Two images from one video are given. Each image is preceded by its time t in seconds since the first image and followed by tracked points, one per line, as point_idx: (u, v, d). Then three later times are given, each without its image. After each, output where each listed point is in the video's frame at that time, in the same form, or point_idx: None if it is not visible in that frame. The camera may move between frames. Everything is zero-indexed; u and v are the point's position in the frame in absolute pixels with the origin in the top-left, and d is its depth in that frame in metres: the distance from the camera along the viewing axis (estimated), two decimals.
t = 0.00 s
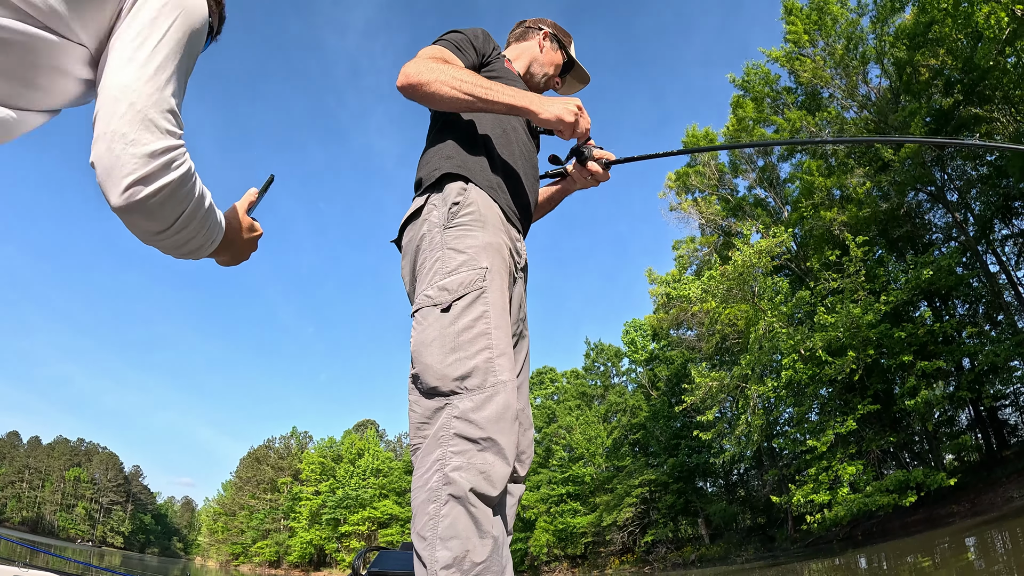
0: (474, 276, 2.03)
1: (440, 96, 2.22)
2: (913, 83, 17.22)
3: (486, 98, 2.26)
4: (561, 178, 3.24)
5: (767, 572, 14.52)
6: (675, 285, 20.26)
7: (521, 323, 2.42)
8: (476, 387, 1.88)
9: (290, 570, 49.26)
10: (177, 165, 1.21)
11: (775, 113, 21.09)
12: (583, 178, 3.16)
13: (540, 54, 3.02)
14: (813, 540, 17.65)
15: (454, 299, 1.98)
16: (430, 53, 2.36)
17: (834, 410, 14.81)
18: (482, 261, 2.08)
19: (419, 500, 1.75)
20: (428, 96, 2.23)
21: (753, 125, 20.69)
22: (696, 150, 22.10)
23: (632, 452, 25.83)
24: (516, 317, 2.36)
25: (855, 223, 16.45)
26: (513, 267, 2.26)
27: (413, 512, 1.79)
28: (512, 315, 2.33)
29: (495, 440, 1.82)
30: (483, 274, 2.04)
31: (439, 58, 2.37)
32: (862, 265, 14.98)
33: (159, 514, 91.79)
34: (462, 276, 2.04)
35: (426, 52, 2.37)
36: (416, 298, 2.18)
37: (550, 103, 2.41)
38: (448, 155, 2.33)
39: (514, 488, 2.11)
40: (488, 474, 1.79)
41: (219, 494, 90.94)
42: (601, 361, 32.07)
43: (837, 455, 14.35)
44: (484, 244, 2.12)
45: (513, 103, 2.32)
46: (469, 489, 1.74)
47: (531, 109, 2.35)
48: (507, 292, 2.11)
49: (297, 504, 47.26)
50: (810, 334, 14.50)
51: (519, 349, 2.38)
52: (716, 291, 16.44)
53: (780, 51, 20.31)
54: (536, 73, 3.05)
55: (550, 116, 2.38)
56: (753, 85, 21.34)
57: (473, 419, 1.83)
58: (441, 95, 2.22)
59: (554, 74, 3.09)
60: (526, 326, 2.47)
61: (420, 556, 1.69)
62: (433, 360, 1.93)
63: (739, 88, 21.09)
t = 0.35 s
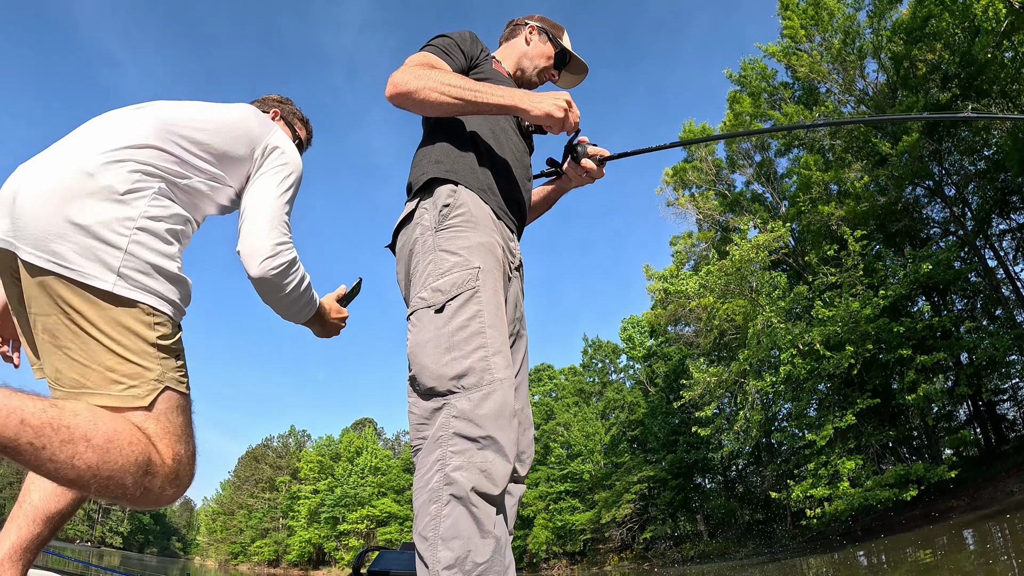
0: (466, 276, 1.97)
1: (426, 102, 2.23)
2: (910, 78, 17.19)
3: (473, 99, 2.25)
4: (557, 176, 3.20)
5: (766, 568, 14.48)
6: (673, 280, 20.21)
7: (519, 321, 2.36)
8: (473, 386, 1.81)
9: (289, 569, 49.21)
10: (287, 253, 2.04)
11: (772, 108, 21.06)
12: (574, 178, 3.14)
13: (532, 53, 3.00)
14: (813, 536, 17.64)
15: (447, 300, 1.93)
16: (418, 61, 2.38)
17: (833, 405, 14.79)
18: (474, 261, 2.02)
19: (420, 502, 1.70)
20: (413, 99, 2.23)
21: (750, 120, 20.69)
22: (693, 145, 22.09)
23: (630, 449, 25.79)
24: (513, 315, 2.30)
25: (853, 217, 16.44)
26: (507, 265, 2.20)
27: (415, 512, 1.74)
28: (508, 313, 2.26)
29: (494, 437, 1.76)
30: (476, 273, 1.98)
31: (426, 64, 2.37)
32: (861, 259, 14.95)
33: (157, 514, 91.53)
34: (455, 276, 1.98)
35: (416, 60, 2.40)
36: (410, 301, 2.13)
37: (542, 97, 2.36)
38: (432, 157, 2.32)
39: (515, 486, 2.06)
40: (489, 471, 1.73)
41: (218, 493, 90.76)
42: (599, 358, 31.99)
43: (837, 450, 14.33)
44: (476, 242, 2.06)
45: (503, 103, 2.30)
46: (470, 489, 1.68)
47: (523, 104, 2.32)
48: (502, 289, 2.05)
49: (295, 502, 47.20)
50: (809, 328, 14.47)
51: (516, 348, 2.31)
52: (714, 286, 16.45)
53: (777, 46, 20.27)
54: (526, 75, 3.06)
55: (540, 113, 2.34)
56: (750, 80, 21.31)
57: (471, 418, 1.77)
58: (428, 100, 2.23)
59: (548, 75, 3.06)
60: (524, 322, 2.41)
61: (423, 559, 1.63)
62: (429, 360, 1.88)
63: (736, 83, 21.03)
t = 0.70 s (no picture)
0: (464, 281, 1.94)
1: (419, 110, 2.19)
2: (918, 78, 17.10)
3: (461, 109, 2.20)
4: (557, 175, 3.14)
5: (768, 568, 14.43)
6: (677, 280, 20.17)
7: (526, 326, 2.31)
8: (471, 388, 1.78)
9: (290, 565, 49.30)
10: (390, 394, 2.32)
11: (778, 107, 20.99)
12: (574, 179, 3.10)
13: (519, 55, 2.98)
14: (815, 537, 17.58)
15: (445, 304, 1.90)
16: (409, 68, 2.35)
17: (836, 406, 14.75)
18: (472, 265, 1.99)
19: (420, 502, 1.68)
20: (404, 108, 2.20)
21: (756, 119, 20.73)
22: (699, 144, 22.08)
23: (633, 448, 25.73)
24: (517, 319, 2.26)
25: (858, 217, 16.39)
26: (509, 269, 2.17)
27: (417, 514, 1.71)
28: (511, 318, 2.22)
29: (495, 437, 1.73)
30: (473, 276, 1.95)
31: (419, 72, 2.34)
32: (866, 259, 14.88)
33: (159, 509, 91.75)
34: (452, 281, 1.95)
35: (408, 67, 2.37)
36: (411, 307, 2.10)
37: (533, 112, 2.31)
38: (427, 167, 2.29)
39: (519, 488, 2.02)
40: (491, 471, 1.70)
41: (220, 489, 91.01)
42: (602, 357, 31.92)
43: (840, 451, 14.27)
44: (474, 247, 2.03)
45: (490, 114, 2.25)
46: (469, 490, 1.65)
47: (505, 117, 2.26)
48: (501, 293, 2.01)
49: (297, 499, 47.32)
50: (813, 329, 14.42)
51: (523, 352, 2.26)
52: (718, 285, 16.45)
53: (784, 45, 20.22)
54: (520, 79, 3.01)
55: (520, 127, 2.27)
56: (756, 80, 21.25)
57: (470, 419, 1.74)
58: (417, 105, 2.19)
59: (544, 74, 3.01)
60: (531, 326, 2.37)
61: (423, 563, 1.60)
62: (428, 364, 1.86)
63: (742, 82, 20.99)
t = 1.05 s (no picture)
0: (440, 302, 1.90)
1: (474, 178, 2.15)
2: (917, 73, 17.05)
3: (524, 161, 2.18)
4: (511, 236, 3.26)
5: (768, 565, 14.41)
6: (676, 276, 20.13)
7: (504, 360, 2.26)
8: (454, 394, 1.73)
9: (290, 564, 49.31)
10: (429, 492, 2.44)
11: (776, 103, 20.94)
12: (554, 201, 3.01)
13: (480, 93, 2.92)
14: (815, 534, 17.57)
15: (423, 328, 1.85)
16: (431, 134, 2.29)
17: (836, 402, 14.71)
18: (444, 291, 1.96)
19: (418, 511, 1.61)
20: (457, 177, 2.14)
21: (754, 115, 20.54)
22: (697, 139, 22.05)
23: (632, 445, 25.71)
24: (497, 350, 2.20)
25: (858, 212, 16.37)
26: (481, 298, 2.14)
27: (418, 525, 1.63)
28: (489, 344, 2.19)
29: (483, 431, 1.69)
30: (446, 296, 1.92)
31: (456, 145, 2.25)
32: (866, 254, 14.84)
33: (159, 508, 91.76)
34: (428, 305, 1.91)
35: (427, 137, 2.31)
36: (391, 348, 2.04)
37: (589, 129, 2.24)
38: (402, 226, 2.23)
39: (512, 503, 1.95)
40: (484, 464, 1.65)
41: (219, 488, 90.99)
42: (601, 354, 31.88)
43: (841, 447, 14.24)
44: (444, 275, 2.01)
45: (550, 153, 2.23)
46: (466, 481, 1.60)
47: (569, 140, 2.21)
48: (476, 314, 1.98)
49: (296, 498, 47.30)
50: (813, 324, 14.39)
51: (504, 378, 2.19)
52: (717, 281, 16.41)
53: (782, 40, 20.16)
54: (489, 115, 2.95)
55: (588, 146, 2.22)
56: (754, 75, 21.19)
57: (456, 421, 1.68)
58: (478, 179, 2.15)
59: (506, 102, 2.91)
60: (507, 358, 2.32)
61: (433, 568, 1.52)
62: (415, 381, 1.80)
63: (740, 77, 20.90)
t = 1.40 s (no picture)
0: (399, 321, 2.01)
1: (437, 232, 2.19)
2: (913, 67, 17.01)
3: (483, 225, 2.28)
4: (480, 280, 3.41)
5: (768, 560, 14.36)
6: (673, 272, 20.09)
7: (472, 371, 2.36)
8: (401, 406, 1.86)
9: (288, 564, 49.10)
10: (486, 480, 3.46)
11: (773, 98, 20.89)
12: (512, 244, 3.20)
13: (443, 124, 2.89)
14: (814, 529, 17.55)
15: (382, 344, 1.97)
16: (404, 175, 2.32)
17: (835, 396, 14.70)
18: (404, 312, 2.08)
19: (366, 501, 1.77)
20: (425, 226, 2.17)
21: (750, 110, 20.51)
22: (693, 135, 22.03)
23: (631, 442, 25.67)
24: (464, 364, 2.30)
25: (855, 206, 16.36)
26: (448, 313, 2.23)
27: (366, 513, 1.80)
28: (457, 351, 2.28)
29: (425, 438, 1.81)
30: (403, 315, 2.03)
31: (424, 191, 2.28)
32: (864, 249, 14.82)
33: (157, 508, 91.51)
34: (388, 323, 2.02)
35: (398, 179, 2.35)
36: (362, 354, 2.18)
37: (535, 204, 2.43)
38: (373, 251, 2.31)
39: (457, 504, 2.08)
40: (424, 467, 1.78)
41: (217, 488, 90.77)
42: (599, 351, 31.81)
43: (839, 442, 14.21)
44: (408, 294, 2.12)
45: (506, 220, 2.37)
46: (403, 482, 1.74)
47: (520, 209, 2.38)
48: (434, 331, 2.08)
49: (294, 497, 47.13)
50: (811, 319, 14.36)
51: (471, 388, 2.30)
52: (715, 276, 16.38)
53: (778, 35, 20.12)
54: (456, 146, 2.91)
55: (538, 217, 2.42)
56: (750, 70, 21.16)
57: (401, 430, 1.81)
58: (444, 230, 2.19)
59: (467, 131, 2.86)
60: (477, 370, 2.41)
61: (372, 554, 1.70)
62: (372, 390, 1.94)
63: (736, 72, 20.86)
